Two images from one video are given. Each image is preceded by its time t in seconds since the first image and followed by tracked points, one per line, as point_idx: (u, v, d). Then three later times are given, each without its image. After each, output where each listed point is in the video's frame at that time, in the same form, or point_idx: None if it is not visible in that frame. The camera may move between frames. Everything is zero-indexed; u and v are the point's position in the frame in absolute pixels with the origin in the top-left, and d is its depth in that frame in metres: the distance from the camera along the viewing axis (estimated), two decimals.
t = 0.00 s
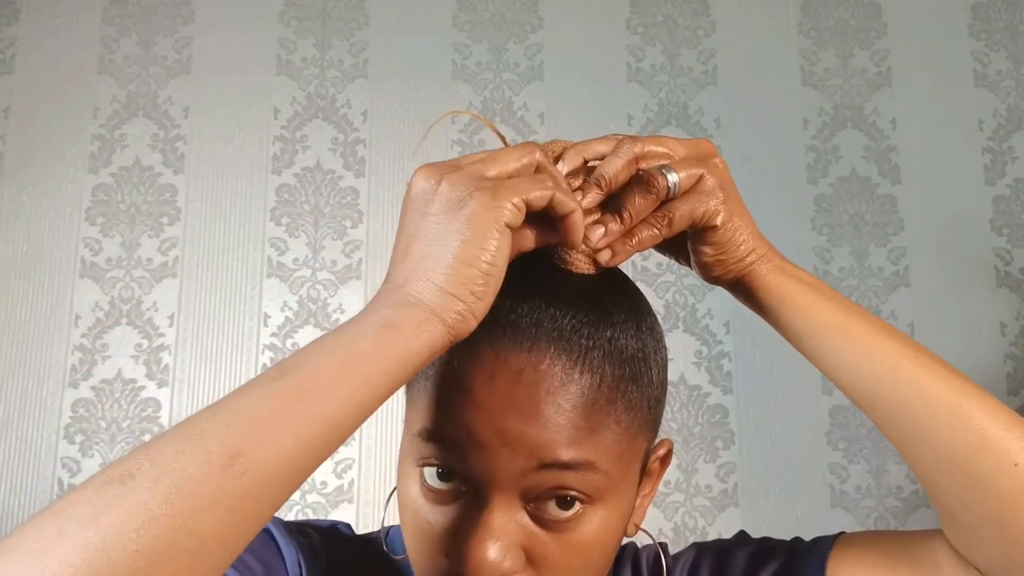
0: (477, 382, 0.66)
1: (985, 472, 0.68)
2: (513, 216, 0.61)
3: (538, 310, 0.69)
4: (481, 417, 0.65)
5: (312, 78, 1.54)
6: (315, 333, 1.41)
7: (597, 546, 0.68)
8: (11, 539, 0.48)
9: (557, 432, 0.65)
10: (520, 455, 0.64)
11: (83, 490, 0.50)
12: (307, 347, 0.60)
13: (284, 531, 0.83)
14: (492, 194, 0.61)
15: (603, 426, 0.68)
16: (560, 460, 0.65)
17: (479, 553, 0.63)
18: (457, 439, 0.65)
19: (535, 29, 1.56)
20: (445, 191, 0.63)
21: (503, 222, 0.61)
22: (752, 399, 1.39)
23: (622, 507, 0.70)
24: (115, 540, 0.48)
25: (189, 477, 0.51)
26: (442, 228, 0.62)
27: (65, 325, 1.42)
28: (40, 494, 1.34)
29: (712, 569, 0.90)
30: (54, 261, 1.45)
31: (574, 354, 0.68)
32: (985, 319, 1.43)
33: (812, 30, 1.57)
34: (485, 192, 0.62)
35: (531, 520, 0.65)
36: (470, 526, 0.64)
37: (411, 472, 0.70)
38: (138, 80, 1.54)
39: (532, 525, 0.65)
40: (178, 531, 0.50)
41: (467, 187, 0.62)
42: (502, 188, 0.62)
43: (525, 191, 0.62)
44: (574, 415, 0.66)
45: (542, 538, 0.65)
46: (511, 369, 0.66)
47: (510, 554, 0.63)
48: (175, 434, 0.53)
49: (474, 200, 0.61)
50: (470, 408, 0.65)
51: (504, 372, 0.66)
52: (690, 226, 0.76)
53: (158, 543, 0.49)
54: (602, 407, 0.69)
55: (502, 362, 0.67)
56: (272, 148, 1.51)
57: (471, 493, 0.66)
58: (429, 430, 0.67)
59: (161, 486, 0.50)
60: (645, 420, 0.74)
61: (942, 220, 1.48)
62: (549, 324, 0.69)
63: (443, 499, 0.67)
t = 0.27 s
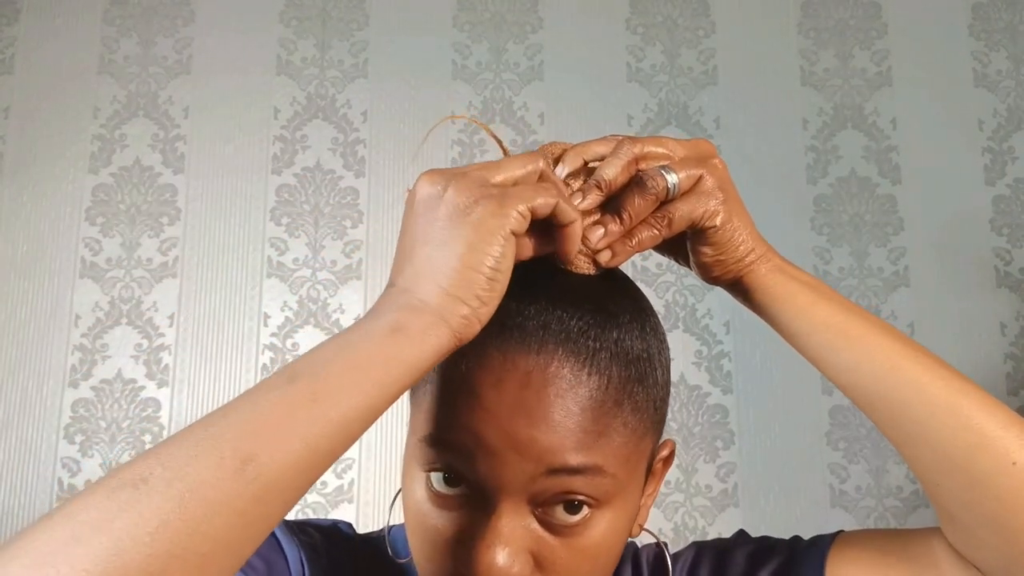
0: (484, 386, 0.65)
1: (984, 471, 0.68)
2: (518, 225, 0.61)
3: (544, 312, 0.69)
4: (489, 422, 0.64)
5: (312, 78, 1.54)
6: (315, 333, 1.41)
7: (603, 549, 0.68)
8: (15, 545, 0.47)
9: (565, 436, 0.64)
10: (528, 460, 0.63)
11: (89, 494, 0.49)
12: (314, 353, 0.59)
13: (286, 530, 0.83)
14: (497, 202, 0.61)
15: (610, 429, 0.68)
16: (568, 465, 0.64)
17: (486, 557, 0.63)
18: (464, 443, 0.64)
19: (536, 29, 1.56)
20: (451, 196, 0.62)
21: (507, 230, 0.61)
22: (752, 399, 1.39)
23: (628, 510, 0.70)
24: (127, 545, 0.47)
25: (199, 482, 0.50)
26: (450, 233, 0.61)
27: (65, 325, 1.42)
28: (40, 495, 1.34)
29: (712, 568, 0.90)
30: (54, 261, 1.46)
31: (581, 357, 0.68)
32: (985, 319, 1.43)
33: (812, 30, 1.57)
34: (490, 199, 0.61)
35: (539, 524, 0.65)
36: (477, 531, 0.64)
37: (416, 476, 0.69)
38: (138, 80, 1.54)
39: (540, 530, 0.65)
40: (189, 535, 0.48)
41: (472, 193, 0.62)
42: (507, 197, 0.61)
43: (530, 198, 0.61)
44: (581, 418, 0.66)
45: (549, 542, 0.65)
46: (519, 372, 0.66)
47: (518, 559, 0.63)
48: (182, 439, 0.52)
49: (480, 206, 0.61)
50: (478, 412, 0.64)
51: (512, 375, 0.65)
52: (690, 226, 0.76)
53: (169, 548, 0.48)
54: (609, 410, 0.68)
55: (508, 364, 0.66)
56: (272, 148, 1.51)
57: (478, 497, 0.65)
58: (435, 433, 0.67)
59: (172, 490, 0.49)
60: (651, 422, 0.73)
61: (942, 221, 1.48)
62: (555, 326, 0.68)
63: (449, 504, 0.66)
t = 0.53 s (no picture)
0: (494, 381, 0.64)
1: (987, 474, 0.68)
2: (508, 204, 0.60)
3: (556, 312, 0.67)
4: (499, 417, 0.63)
5: (313, 78, 1.55)
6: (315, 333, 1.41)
7: (612, 546, 0.68)
8: (11, 549, 0.49)
9: (576, 432, 0.64)
10: (539, 456, 0.63)
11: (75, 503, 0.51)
12: (297, 354, 0.59)
13: (289, 532, 0.83)
14: (487, 182, 0.61)
15: (621, 426, 0.67)
16: (578, 461, 0.64)
17: (495, 554, 0.62)
18: (474, 439, 0.64)
19: (536, 29, 1.57)
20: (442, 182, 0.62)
21: (496, 209, 0.60)
22: (752, 398, 1.40)
23: (637, 507, 0.69)
24: (107, 550, 0.48)
25: (180, 489, 0.51)
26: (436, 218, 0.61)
27: (66, 325, 1.43)
28: (40, 495, 1.35)
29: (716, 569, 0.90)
30: (55, 262, 1.46)
31: (593, 354, 0.67)
32: (985, 319, 1.43)
33: (811, 30, 1.58)
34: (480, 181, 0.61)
35: (548, 520, 0.65)
36: (486, 527, 0.64)
37: (425, 471, 0.69)
38: (139, 80, 1.55)
39: (549, 526, 0.65)
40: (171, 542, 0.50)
41: (462, 180, 0.62)
42: (497, 177, 0.61)
43: (521, 179, 0.61)
44: (592, 414, 0.65)
45: (558, 539, 0.65)
46: (530, 369, 0.65)
47: (527, 555, 0.63)
48: (166, 446, 0.54)
49: (468, 190, 0.61)
50: (488, 408, 0.64)
51: (523, 371, 0.64)
52: (699, 227, 0.75)
53: (150, 550, 0.49)
54: (620, 406, 0.67)
55: (520, 360, 0.65)
56: (272, 148, 1.51)
57: (488, 493, 0.65)
58: (445, 429, 0.66)
59: (152, 495, 0.51)
60: (661, 418, 0.73)
61: (941, 221, 1.48)
62: (568, 324, 0.67)
63: (459, 500, 0.66)
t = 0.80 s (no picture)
0: (508, 387, 0.63)
1: (991, 473, 0.69)
2: (474, 204, 0.55)
3: (569, 316, 0.66)
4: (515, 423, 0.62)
5: (313, 78, 1.55)
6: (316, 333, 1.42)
7: (624, 548, 0.68)
8: None
9: (592, 438, 0.63)
10: (556, 463, 0.62)
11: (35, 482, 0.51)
12: (246, 325, 0.58)
13: (287, 532, 0.84)
14: (466, 174, 0.56)
15: (636, 430, 0.66)
16: (594, 467, 0.63)
17: (511, 560, 0.62)
18: (489, 446, 0.63)
19: (536, 29, 1.57)
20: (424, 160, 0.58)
21: (461, 209, 0.55)
22: (752, 399, 1.40)
23: (649, 509, 0.69)
24: (69, 527, 0.49)
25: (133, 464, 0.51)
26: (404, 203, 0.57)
27: (66, 325, 1.43)
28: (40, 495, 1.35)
29: (719, 568, 0.90)
30: (55, 262, 1.46)
31: (607, 358, 0.66)
32: (985, 319, 1.43)
33: (811, 30, 1.58)
34: (460, 171, 0.56)
35: (563, 525, 0.64)
36: (501, 533, 0.63)
37: (435, 476, 0.67)
38: (139, 80, 1.55)
39: (564, 531, 0.64)
40: (125, 514, 0.50)
41: (444, 161, 0.56)
42: (477, 170, 0.56)
43: (503, 177, 0.55)
44: (608, 419, 0.64)
45: (573, 544, 0.64)
46: (545, 374, 0.64)
47: (542, 561, 0.62)
48: (118, 422, 0.54)
49: (444, 176, 0.56)
50: (503, 414, 0.63)
51: (538, 377, 0.63)
52: (707, 229, 0.73)
53: (111, 525, 0.50)
54: (635, 410, 0.66)
55: (534, 365, 0.64)
56: (272, 148, 1.51)
57: (502, 499, 0.64)
58: (458, 435, 0.65)
59: (110, 472, 0.51)
60: (672, 420, 0.72)
61: (941, 221, 1.48)
62: (580, 328, 0.66)
63: (472, 506, 0.65)
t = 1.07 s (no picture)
0: (514, 390, 0.63)
1: (987, 468, 0.69)
2: (489, 200, 0.55)
3: (571, 318, 0.66)
4: (521, 427, 0.62)
5: (313, 78, 1.55)
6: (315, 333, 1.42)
7: (630, 549, 0.68)
8: None
9: (599, 441, 0.63)
10: (564, 467, 0.61)
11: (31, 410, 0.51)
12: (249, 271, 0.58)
13: (295, 523, 0.84)
14: (487, 170, 0.56)
15: (642, 432, 0.66)
16: (602, 469, 0.63)
17: (519, 566, 0.61)
18: (495, 451, 0.62)
19: (536, 29, 1.57)
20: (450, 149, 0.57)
21: (473, 202, 0.55)
22: (752, 399, 1.40)
23: (654, 510, 0.69)
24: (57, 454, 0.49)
25: (126, 399, 0.51)
26: (421, 184, 0.57)
27: (66, 325, 1.43)
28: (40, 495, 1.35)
29: (719, 567, 0.90)
30: (55, 262, 1.46)
31: (611, 359, 0.66)
32: (984, 319, 1.43)
33: (811, 30, 1.58)
34: (481, 166, 0.56)
35: (570, 529, 0.64)
36: (508, 538, 0.63)
37: (438, 482, 0.67)
38: (139, 80, 1.55)
39: (572, 535, 0.64)
40: (114, 446, 0.50)
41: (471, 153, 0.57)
42: (500, 169, 0.56)
43: (525, 173, 0.55)
44: (614, 421, 0.64)
45: (580, 547, 0.64)
46: (550, 377, 0.63)
47: (551, 565, 0.62)
48: (114, 358, 0.53)
49: (468, 167, 0.56)
50: (509, 418, 0.62)
51: (544, 380, 0.63)
52: (704, 228, 0.73)
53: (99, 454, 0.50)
54: (640, 411, 0.66)
55: (538, 368, 0.64)
56: (272, 148, 1.51)
57: (508, 504, 0.63)
58: (464, 440, 0.64)
59: (103, 402, 0.51)
60: (676, 421, 0.72)
61: (941, 221, 1.48)
62: (583, 330, 0.66)
63: (478, 512, 0.64)
